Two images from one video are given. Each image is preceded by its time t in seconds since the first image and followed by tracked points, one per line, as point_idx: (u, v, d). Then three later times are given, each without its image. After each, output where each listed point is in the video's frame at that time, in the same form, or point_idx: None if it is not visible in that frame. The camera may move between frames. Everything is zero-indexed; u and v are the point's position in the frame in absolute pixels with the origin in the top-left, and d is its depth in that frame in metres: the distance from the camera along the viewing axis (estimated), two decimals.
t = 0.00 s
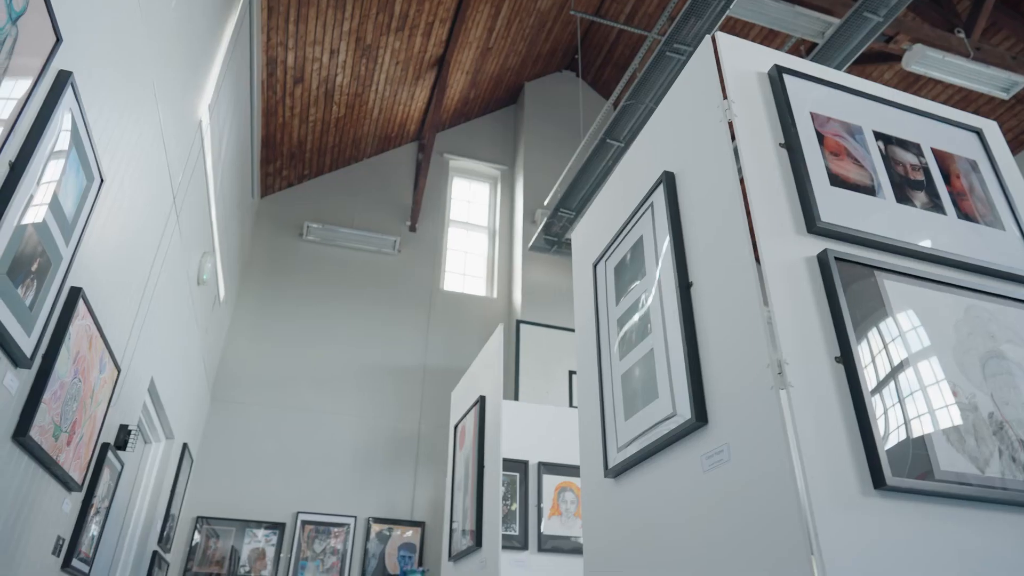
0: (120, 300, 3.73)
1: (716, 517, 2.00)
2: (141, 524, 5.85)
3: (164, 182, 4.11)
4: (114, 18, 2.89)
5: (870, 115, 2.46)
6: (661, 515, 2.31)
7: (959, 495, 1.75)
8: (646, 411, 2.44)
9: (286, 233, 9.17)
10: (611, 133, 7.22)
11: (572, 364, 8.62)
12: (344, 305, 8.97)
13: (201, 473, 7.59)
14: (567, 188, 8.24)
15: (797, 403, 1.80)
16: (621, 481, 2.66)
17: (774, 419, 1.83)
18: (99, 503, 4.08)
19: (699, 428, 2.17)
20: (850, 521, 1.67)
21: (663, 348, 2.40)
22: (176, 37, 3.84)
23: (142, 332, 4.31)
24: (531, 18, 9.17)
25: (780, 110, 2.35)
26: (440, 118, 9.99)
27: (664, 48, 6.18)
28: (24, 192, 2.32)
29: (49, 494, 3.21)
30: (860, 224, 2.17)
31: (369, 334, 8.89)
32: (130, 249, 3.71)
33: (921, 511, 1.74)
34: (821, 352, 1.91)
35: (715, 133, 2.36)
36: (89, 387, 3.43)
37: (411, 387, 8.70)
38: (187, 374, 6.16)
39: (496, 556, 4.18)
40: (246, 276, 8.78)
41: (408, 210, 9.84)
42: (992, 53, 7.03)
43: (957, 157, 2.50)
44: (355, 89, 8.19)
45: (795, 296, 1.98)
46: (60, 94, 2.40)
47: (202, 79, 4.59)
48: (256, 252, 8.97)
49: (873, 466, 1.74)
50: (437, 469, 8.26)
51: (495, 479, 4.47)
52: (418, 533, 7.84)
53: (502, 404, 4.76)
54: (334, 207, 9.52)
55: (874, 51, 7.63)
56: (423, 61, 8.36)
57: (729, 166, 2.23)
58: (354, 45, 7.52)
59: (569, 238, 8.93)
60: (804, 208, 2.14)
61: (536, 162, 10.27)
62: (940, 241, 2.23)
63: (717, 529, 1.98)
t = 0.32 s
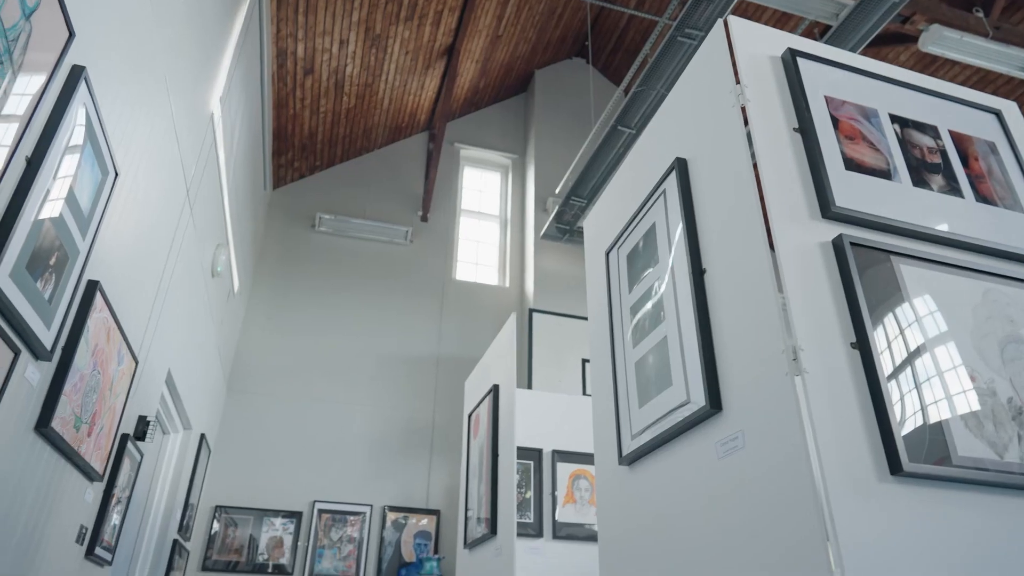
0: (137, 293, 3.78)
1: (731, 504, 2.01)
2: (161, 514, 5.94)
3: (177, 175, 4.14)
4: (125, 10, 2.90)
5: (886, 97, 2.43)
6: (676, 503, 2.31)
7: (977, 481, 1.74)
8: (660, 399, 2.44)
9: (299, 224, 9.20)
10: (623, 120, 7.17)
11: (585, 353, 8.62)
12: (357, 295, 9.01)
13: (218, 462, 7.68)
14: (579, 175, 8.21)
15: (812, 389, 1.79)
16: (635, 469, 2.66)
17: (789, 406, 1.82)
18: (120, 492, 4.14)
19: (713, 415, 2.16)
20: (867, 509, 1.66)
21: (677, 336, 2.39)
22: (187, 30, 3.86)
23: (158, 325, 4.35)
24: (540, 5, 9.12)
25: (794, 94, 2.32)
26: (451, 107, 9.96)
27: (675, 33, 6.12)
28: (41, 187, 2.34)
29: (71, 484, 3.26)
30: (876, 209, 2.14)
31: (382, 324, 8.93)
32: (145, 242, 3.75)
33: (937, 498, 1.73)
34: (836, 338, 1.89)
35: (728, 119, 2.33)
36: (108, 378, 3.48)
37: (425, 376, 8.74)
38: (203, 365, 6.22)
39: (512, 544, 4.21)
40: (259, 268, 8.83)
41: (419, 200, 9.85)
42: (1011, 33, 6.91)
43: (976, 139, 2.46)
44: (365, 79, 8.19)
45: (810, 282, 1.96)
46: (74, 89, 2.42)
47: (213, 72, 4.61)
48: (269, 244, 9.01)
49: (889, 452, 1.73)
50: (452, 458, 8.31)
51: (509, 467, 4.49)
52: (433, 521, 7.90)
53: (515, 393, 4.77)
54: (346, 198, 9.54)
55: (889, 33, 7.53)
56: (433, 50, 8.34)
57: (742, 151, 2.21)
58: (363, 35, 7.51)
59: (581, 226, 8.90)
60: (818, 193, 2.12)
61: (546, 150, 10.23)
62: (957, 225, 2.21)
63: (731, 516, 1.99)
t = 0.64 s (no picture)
0: (154, 285, 3.81)
1: (746, 491, 2.01)
2: (182, 504, 6.02)
3: (191, 168, 4.16)
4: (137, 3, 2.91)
5: (903, 79, 2.39)
6: (692, 490, 2.31)
7: (996, 466, 1.73)
8: (675, 386, 2.44)
9: (312, 216, 9.24)
10: (635, 106, 7.11)
11: (599, 341, 8.61)
12: (370, 285, 9.05)
13: (237, 452, 7.77)
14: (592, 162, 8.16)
15: (829, 375, 1.78)
16: (650, 456, 2.67)
17: (805, 391, 1.82)
18: (141, 482, 4.20)
19: (728, 401, 2.16)
20: (885, 495, 1.66)
21: (692, 323, 2.39)
22: (198, 22, 3.87)
23: (175, 318, 4.40)
24: None
25: (809, 77, 2.30)
26: (462, 95, 9.93)
27: (688, 17, 6.09)
28: (58, 181, 2.37)
29: (94, 474, 3.31)
30: (893, 192, 2.12)
31: (396, 314, 8.96)
32: (160, 235, 3.77)
33: (956, 482, 1.72)
34: (853, 323, 1.88)
35: (742, 103, 2.31)
36: (128, 370, 3.52)
37: (440, 365, 8.78)
38: (220, 356, 6.29)
39: (528, 530, 4.23)
40: (274, 259, 8.89)
41: (431, 190, 9.86)
42: None
43: (996, 120, 2.42)
44: (376, 69, 8.18)
45: (826, 266, 1.95)
46: (89, 83, 2.44)
47: (225, 64, 4.62)
48: (283, 235, 9.06)
49: (907, 436, 1.72)
50: (467, 447, 8.35)
51: (525, 455, 4.51)
52: (449, 509, 7.97)
53: (530, 381, 4.77)
54: (359, 190, 9.56)
55: (906, 13, 7.41)
56: (444, 38, 8.31)
57: (757, 136, 2.19)
58: (373, 25, 7.50)
59: (594, 214, 8.87)
60: (834, 177, 2.10)
61: (559, 138, 10.19)
62: (976, 208, 2.18)
63: (747, 503, 1.99)
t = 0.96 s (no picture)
0: (171, 277, 3.86)
1: (763, 477, 2.01)
2: (202, 493, 6.10)
3: (205, 160, 4.19)
4: None
5: (920, 58, 2.35)
6: (709, 476, 2.31)
7: (1016, 450, 1.71)
8: (691, 373, 2.43)
9: (325, 207, 9.28)
10: (648, 92, 7.05)
11: (614, 328, 8.60)
12: (384, 275, 9.08)
13: (255, 442, 7.86)
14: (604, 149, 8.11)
15: (846, 360, 1.77)
16: (666, 442, 2.67)
17: (822, 377, 1.81)
18: (162, 472, 4.27)
19: (744, 387, 2.15)
20: (903, 480, 1.65)
21: (706, 309, 2.38)
22: (210, 14, 3.87)
23: (192, 310, 4.44)
24: None
25: (825, 59, 2.27)
26: (473, 84, 9.90)
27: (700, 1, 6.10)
28: (76, 176, 2.39)
29: (116, 464, 3.37)
30: (911, 175, 2.09)
31: (410, 304, 8.99)
32: (177, 228, 3.81)
33: (975, 467, 1.71)
34: (870, 307, 1.87)
35: (757, 87, 2.29)
36: (147, 361, 3.57)
37: (454, 354, 8.81)
38: (237, 347, 6.34)
39: (544, 517, 4.24)
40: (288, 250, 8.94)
41: (444, 179, 9.86)
42: None
43: (1018, 100, 2.37)
44: (387, 58, 8.18)
45: (843, 250, 1.93)
46: (104, 78, 2.46)
47: (237, 55, 4.62)
48: (297, 227, 9.10)
49: (926, 421, 1.71)
50: (482, 435, 8.40)
51: (540, 442, 4.52)
52: (465, 496, 8.02)
53: (545, 369, 4.78)
54: (372, 180, 9.58)
55: None
56: (454, 26, 8.27)
57: (772, 119, 2.17)
58: (383, 14, 7.48)
59: (607, 201, 8.83)
60: (851, 160, 2.08)
61: (571, 125, 10.14)
62: (997, 190, 2.14)
63: (764, 489, 1.99)
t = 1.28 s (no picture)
0: (188, 269, 3.90)
1: (779, 463, 2.00)
2: (223, 482, 6.19)
3: (219, 152, 4.21)
4: None
5: (939, 38, 2.31)
6: (725, 462, 2.31)
7: None
8: (706, 359, 2.42)
9: (338, 197, 9.31)
10: (660, 78, 7.00)
11: (628, 315, 8.59)
12: (397, 265, 9.11)
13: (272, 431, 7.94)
14: (617, 136, 8.06)
15: (863, 346, 1.76)
16: (681, 429, 2.67)
17: (839, 363, 1.80)
18: (183, 461, 4.33)
19: (760, 373, 2.15)
20: (921, 465, 1.64)
21: (721, 295, 2.36)
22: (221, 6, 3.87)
23: (209, 301, 4.48)
24: None
25: (841, 40, 2.23)
26: (485, 72, 9.86)
27: None
28: (93, 169, 2.42)
29: (138, 454, 3.42)
30: (929, 157, 2.06)
31: (424, 293, 9.02)
32: (192, 220, 3.84)
33: (996, 452, 1.69)
34: (888, 292, 1.85)
35: (772, 70, 2.26)
36: (166, 353, 3.61)
37: (468, 343, 8.84)
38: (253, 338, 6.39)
39: (560, 504, 4.26)
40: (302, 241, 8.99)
41: (456, 168, 9.86)
42: None
43: None
44: (398, 47, 8.16)
45: (860, 234, 1.91)
46: (118, 71, 2.47)
47: (249, 47, 4.64)
48: (311, 217, 9.14)
49: (945, 406, 1.70)
50: (497, 423, 8.43)
51: (555, 430, 4.53)
52: (481, 484, 8.08)
53: (560, 357, 4.77)
54: (384, 170, 9.59)
55: None
56: (465, 14, 8.23)
57: (787, 103, 2.14)
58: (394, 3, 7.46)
59: (620, 188, 8.79)
60: (868, 143, 2.05)
61: (583, 112, 10.08)
62: (1018, 171, 2.11)
63: (780, 474, 1.98)
